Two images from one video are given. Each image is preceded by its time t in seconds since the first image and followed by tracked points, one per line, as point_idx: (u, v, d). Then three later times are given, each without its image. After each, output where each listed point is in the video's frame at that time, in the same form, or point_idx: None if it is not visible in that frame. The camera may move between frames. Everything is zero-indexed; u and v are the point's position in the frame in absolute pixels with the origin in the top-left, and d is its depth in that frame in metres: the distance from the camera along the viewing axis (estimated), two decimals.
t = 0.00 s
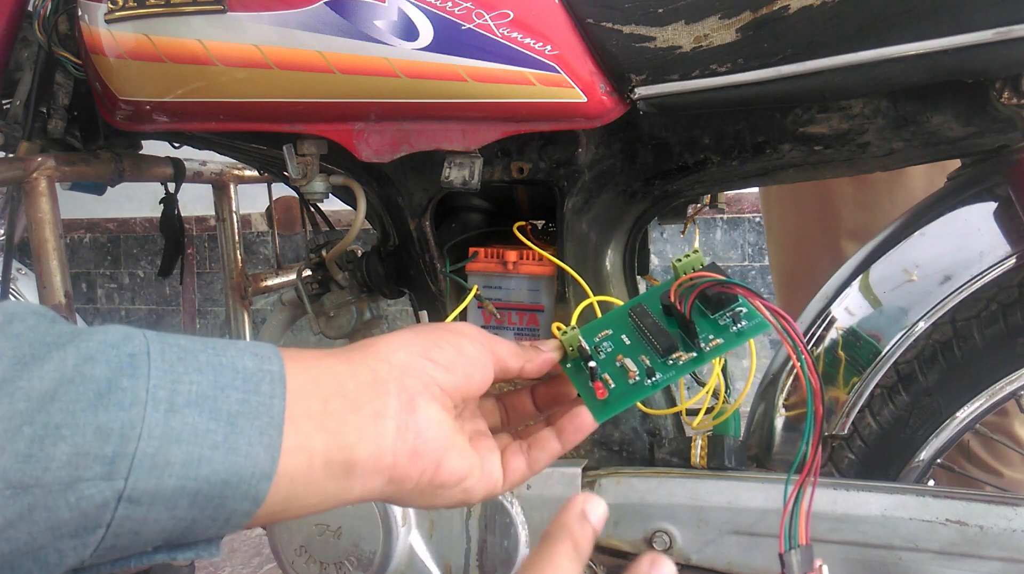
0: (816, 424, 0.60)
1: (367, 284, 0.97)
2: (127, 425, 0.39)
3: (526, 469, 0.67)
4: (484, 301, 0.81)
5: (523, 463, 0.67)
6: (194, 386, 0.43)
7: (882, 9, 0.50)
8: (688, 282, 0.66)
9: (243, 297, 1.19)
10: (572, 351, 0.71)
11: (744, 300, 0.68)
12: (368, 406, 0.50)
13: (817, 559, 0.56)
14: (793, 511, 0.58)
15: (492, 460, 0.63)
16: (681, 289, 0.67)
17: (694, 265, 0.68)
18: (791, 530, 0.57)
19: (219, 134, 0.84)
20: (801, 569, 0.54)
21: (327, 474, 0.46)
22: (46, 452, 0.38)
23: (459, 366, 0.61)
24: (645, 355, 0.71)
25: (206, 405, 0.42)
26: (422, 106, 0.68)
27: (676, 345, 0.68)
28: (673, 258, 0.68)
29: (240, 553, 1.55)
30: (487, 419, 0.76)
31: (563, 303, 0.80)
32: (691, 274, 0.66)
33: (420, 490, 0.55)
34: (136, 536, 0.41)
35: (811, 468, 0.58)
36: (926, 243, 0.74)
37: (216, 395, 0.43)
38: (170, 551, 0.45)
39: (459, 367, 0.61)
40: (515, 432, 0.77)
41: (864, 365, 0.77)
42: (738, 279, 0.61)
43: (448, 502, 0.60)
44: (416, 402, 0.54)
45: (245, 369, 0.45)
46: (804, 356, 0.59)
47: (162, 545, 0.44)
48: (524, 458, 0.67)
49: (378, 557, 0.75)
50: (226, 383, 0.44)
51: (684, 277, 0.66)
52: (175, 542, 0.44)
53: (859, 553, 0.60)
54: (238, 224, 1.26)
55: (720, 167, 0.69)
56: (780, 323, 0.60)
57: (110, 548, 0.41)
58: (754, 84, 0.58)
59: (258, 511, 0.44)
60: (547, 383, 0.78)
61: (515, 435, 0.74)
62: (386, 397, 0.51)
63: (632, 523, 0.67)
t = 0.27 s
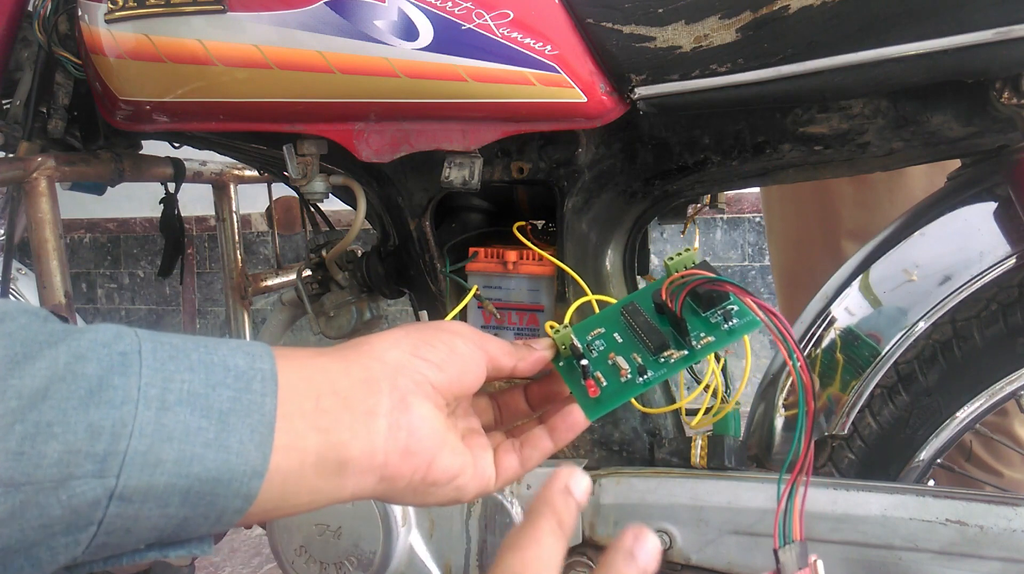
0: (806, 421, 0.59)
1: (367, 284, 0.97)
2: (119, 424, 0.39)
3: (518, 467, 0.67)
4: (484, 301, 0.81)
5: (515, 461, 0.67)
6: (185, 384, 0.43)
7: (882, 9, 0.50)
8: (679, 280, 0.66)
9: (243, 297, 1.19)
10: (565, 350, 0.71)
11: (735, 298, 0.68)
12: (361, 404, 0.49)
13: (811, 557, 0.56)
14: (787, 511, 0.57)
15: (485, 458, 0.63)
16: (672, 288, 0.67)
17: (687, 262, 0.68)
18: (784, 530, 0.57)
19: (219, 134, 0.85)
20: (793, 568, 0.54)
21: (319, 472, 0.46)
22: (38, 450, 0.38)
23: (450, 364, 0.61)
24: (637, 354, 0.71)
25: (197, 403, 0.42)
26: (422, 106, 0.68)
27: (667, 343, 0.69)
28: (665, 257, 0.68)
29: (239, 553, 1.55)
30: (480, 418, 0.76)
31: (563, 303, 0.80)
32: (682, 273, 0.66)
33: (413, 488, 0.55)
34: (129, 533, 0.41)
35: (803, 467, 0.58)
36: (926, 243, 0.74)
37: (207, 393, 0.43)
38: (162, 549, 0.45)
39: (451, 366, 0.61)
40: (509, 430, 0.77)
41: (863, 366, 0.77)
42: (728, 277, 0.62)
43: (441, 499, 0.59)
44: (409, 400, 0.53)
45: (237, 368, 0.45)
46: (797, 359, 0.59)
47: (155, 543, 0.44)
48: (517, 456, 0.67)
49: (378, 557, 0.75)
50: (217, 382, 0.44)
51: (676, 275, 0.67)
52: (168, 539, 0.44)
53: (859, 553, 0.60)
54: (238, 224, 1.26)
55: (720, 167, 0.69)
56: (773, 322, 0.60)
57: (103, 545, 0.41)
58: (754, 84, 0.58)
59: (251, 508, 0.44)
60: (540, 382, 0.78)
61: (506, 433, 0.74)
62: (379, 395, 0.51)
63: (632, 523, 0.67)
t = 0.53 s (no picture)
0: (801, 424, 0.60)
1: (367, 284, 0.97)
2: (123, 426, 0.39)
3: (518, 469, 0.67)
4: (484, 302, 0.81)
5: (515, 464, 0.67)
6: (187, 386, 0.43)
7: (882, 9, 0.50)
8: (679, 284, 0.66)
9: (243, 297, 1.19)
10: (564, 352, 0.71)
11: (735, 302, 0.68)
12: (362, 406, 0.49)
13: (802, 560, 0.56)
14: (781, 512, 0.58)
15: (484, 460, 0.63)
16: (672, 291, 0.66)
17: (686, 267, 0.68)
18: (777, 530, 0.58)
19: (219, 134, 0.85)
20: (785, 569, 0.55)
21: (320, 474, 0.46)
22: (41, 452, 0.38)
23: (450, 366, 0.61)
24: (636, 356, 0.71)
25: (200, 405, 0.42)
26: (422, 106, 0.68)
27: (667, 346, 0.69)
28: (664, 260, 0.68)
29: (239, 553, 1.55)
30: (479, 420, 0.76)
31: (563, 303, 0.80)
32: (682, 276, 0.66)
33: (413, 491, 0.55)
34: (131, 535, 0.41)
35: (798, 468, 0.58)
36: (925, 243, 0.74)
37: (209, 395, 0.43)
38: (164, 551, 0.45)
39: (451, 368, 0.61)
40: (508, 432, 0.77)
41: (864, 366, 0.78)
42: (728, 282, 0.62)
43: (440, 502, 0.59)
44: (409, 402, 0.54)
45: (238, 370, 0.46)
46: (795, 364, 0.58)
47: (157, 545, 0.44)
48: (516, 458, 0.67)
49: (378, 557, 0.75)
50: (219, 384, 0.44)
51: (675, 279, 0.67)
52: (170, 541, 0.44)
53: (859, 553, 0.60)
54: (238, 224, 1.26)
55: (719, 167, 0.69)
56: (771, 329, 0.60)
57: (104, 547, 0.41)
58: (754, 84, 0.58)
59: (252, 510, 0.44)
60: (540, 384, 0.78)
61: (506, 436, 0.74)
62: (381, 397, 0.51)
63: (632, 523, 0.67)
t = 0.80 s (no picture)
0: (814, 427, 0.60)
1: (367, 284, 0.97)
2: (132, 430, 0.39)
3: (524, 473, 0.67)
4: (484, 302, 0.81)
5: (520, 467, 0.67)
6: (197, 390, 0.43)
7: (882, 10, 0.50)
8: (686, 288, 0.66)
9: (243, 297, 1.19)
10: (570, 356, 0.71)
11: (742, 307, 0.68)
12: (370, 409, 0.49)
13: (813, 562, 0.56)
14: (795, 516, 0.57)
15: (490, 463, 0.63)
16: (679, 296, 0.67)
17: (693, 270, 0.68)
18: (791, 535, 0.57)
19: (219, 134, 0.85)
20: None
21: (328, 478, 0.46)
22: (50, 455, 0.38)
23: (457, 370, 0.60)
24: (643, 361, 0.71)
25: (209, 409, 0.42)
26: (422, 106, 0.68)
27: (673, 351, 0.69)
28: (671, 264, 0.68)
29: (240, 553, 1.55)
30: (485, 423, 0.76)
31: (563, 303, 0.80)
32: (689, 281, 0.66)
33: (418, 493, 0.55)
34: (138, 538, 0.41)
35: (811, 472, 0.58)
36: (925, 243, 0.74)
37: (218, 398, 0.43)
38: (169, 554, 0.45)
39: (457, 371, 0.61)
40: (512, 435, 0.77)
41: (864, 366, 0.78)
42: (737, 287, 0.61)
43: (445, 505, 0.59)
44: (417, 406, 0.53)
45: (247, 373, 0.45)
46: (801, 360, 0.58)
47: (163, 548, 0.44)
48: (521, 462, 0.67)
49: (378, 557, 0.75)
50: (228, 387, 0.44)
51: (682, 283, 0.67)
52: (176, 544, 0.44)
53: (859, 553, 0.60)
54: (238, 224, 1.26)
55: (719, 167, 0.69)
56: (778, 330, 0.60)
57: (111, 549, 0.41)
58: (753, 83, 0.58)
59: (258, 513, 0.44)
60: (545, 387, 0.78)
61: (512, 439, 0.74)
62: (387, 401, 0.51)
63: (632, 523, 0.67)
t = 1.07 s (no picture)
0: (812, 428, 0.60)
1: (367, 284, 0.97)
2: (132, 428, 0.39)
3: (522, 472, 0.67)
4: (484, 302, 0.81)
5: (519, 466, 0.67)
6: (197, 389, 0.43)
7: (882, 10, 0.50)
8: (686, 289, 0.66)
9: (243, 297, 1.19)
10: (569, 355, 0.71)
11: (742, 307, 0.68)
12: (369, 409, 0.49)
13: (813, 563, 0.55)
14: (792, 516, 0.57)
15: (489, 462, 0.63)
16: (679, 296, 0.67)
17: (693, 270, 0.68)
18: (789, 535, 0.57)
19: (219, 134, 0.85)
20: None
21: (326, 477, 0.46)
22: (50, 454, 0.38)
23: (456, 369, 0.60)
24: (642, 360, 0.71)
25: (209, 408, 0.42)
26: (422, 106, 0.68)
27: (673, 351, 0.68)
28: (671, 265, 0.68)
29: (239, 553, 1.55)
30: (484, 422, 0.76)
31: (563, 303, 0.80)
32: (689, 282, 0.66)
33: (418, 492, 0.55)
34: (138, 536, 0.41)
35: (810, 473, 0.58)
36: (925, 243, 0.74)
37: (218, 397, 0.43)
38: (169, 552, 0.45)
39: (457, 370, 0.61)
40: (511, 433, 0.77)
41: (863, 366, 0.78)
42: (737, 287, 0.61)
43: (444, 504, 0.60)
44: (416, 405, 0.53)
45: (247, 371, 0.45)
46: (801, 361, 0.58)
47: (162, 547, 0.44)
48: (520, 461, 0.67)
49: (378, 557, 0.75)
50: (227, 385, 0.44)
51: (682, 284, 0.67)
52: (176, 542, 0.44)
53: (859, 553, 0.60)
54: (238, 224, 1.26)
55: (720, 167, 0.69)
56: (777, 331, 0.60)
57: (111, 548, 0.41)
58: (753, 84, 0.58)
59: (258, 512, 0.44)
60: (544, 385, 0.79)
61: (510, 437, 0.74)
62: (387, 401, 0.51)
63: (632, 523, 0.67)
